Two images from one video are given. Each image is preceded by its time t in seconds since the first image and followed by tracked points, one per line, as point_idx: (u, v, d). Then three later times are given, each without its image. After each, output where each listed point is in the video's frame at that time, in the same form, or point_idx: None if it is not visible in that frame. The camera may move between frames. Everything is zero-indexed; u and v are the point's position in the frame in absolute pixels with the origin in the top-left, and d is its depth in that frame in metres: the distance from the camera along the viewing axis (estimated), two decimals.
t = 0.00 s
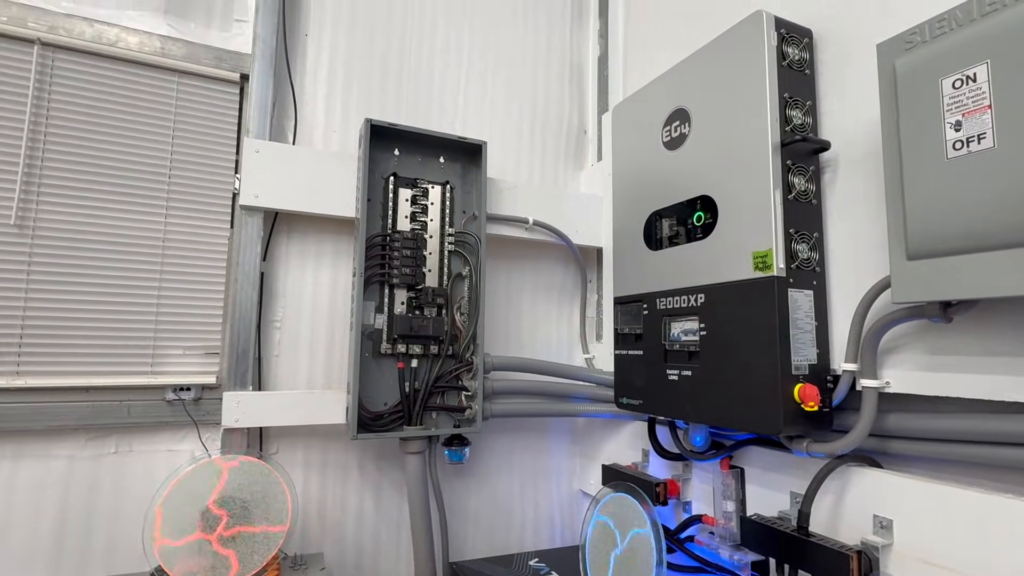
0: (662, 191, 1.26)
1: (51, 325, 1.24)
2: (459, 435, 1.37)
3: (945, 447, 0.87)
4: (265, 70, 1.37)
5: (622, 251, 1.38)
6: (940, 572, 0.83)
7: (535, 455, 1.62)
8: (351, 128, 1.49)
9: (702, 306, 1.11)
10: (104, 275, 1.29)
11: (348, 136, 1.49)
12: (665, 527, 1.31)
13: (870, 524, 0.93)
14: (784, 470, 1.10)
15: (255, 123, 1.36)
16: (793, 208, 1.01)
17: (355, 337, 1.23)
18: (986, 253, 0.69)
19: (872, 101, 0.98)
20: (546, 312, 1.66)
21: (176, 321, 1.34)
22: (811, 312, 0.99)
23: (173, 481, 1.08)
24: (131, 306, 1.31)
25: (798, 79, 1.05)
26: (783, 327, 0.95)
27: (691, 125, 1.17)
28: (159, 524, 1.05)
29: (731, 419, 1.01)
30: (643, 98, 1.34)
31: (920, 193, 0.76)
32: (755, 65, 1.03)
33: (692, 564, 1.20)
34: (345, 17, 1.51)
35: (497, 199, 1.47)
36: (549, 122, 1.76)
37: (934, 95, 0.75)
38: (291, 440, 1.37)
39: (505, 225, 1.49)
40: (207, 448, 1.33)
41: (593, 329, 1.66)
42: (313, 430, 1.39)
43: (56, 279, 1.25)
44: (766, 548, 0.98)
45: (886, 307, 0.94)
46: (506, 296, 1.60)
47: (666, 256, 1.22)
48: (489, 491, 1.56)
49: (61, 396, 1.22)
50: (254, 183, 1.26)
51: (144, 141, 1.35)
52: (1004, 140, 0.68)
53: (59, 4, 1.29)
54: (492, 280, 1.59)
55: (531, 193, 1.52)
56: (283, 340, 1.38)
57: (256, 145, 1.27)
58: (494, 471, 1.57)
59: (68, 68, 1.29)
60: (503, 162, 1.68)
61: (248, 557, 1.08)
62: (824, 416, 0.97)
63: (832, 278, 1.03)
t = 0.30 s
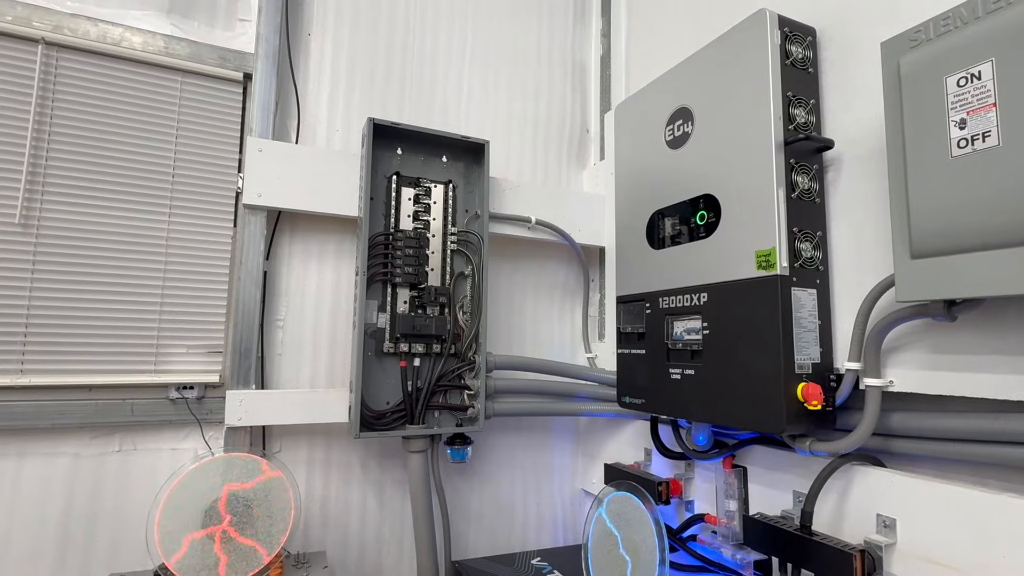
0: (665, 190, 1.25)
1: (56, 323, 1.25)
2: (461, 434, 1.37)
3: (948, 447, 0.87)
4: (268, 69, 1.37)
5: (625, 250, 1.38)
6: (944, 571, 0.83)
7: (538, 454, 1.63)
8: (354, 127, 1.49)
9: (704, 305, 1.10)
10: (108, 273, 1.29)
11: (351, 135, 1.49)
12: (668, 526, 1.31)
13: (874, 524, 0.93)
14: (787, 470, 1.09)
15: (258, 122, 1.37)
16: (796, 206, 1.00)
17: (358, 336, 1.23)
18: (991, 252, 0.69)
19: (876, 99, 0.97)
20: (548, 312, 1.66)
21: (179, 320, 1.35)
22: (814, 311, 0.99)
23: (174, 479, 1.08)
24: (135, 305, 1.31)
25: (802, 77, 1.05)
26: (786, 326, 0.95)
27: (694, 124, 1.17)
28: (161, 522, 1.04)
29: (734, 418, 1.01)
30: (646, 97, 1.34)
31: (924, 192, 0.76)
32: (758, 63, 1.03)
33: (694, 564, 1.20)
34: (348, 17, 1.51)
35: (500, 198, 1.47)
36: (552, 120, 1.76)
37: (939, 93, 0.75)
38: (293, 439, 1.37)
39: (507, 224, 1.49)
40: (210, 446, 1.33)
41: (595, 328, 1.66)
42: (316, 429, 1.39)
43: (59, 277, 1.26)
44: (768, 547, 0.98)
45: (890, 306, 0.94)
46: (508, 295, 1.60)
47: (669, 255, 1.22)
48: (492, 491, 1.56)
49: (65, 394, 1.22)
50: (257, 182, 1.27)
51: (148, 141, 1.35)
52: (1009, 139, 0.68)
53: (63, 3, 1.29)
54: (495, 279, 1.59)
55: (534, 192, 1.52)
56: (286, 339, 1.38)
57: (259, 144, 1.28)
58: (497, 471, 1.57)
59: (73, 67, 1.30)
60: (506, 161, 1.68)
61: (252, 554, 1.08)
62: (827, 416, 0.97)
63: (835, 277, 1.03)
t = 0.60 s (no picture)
0: (666, 190, 1.25)
1: (57, 323, 1.25)
2: (461, 434, 1.37)
3: (949, 448, 0.87)
4: (269, 70, 1.37)
5: (625, 250, 1.38)
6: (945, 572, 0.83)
7: (538, 455, 1.63)
8: (355, 127, 1.49)
9: (705, 306, 1.10)
10: (108, 272, 1.30)
11: (352, 135, 1.49)
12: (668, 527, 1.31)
13: (875, 525, 0.93)
14: (788, 470, 1.09)
15: (259, 122, 1.37)
16: (798, 207, 1.00)
17: (359, 336, 1.23)
18: (992, 254, 0.69)
19: (877, 101, 0.97)
20: (549, 312, 1.66)
21: (180, 319, 1.35)
22: (815, 312, 0.99)
23: (176, 479, 1.08)
24: (135, 304, 1.31)
25: (803, 78, 1.05)
26: (787, 327, 0.95)
27: (695, 125, 1.17)
28: (164, 520, 1.04)
29: (735, 418, 1.01)
30: (647, 97, 1.34)
31: (925, 193, 0.76)
32: (760, 63, 1.02)
33: (695, 564, 1.20)
34: (350, 17, 1.51)
35: (501, 198, 1.47)
36: (553, 120, 1.76)
37: (940, 94, 0.75)
38: (294, 438, 1.37)
39: (508, 224, 1.50)
40: (211, 446, 1.34)
41: (596, 328, 1.66)
42: (317, 429, 1.40)
43: (61, 277, 1.26)
44: (769, 547, 0.98)
45: (891, 308, 0.94)
46: (509, 295, 1.61)
47: (670, 255, 1.22)
48: (492, 491, 1.56)
49: (66, 393, 1.23)
50: (258, 182, 1.27)
51: (150, 141, 1.35)
52: (1010, 140, 0.67)
53: (65, 3, 1.29)
54: (496, 279, 1.59)
55: (535, 193, 1.53)
56: (287, 338, 1.38)
57: (260, 144, 1.28)
58: (497, 471, 1.57)
59: (74, 67, 1.30)
60: (507, 161, 1.68)
61: (253, 554, 1.08)
62: (828, 416, 0.97)
63: (836, 278, 1.03)
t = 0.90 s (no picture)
0: (666, 189, 1.25)
1: (56, 321, 1.25)
2: (461, 433, 1.37)
3: (949, 447, 0.87)
4: (269, 68, 1.37)
5: (626, 249, 1.38)
6: (944, 572, 0.83)
7: (538, 453, 1.63)
8: (355, 126, 1.49)
9: (705, 305, 1.10)
10: (108, 270, 1.29)
11: (353, 133, 1.49)
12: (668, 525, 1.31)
13: (874, 524, 0.93)
14: (788, 469, 1.09)
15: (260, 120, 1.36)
16: (798, 206, 1.00)
17: (359, 334, 1.23)
18: (992, 253, 0.69)
19: (878, 100, 0.97)
20: (549, 311, 1.66)
21: (180, 317, 1.35)
22: (815, 311, 0.99)
23: (176, 478, 1.08)
24: (135, 302, 1.31)
25: (804, 77, 1.05)
26: (787, 326, 0.95)
27: (696, 123, 1.17)
28: (164, 519, 1.05)
29: (735, 418, 1.01)
30: (647, 96, 1.34)
31: (926, 193, 0.76)
32: (761, 63, 1.02)
33: (694, 563, 1.20)
34: (350, 15, 1.51)
35: (501, 197, 1.47)
36: (554, 119, 1.76)
37: (941, 94, 0.75)
38: (294, 437, 1.37)
39: (508, 223, 1.50)
40: (211, 444, 1.34)
41: (596, 327, 1.66)
42: (317, 427, 1.40)
43: (61, 275, 1.26)
44: (768, 546, 0.98)
45: (892, 307, 0.94)
46: (509, 294, 1.60)
47: (670, 254, 1.22)
48: (492, 489, 1.56)
49: (66, 391, 1.22)
50: (258, 180, 1.27)
51: (150, 138, 1.35)
52: (1011, 139, 0.67)
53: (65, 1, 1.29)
54: (496, 277, 1.59)
55: (535, 192, 1.52)
56: (287, 337, 1.38)
57: (261, 142, 1.28)
58: (497, 470, 1.57)
59: (74, 65, 1.30)
60: (507, 160, 1.68)
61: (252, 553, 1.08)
62: (828, 416, 0.97)
63: (836, 278, 1.03)
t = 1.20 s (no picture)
0: (664, 184, 1.25)
1: (50, 314, 1.24)
2: (458, 428, 1.36)
3: (945, 442, 0.87)
4: (265, 60, 1.36)
5: (623, 244, 1.38)
6: (940, 567, 0.83)
7: (534, 449, 1.63)
8: (352, 119, 1.48)
9: (703, 300, 1.10)
10: (102, 264, 1.28)
11: (349, 126, 1.48)
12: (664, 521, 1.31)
13: (869, 519, 0.93)
14: (785, 465, 1.09)
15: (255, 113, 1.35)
16: (796, 201, 1.00)
17: (355, 329, 1.23)
18: (991, 248, 0.69)
19: (877, 94, 0.97)
20: (546, 306, 1.65)
21: (175, 312, 1.34)
22: (813, 306, 0.99)
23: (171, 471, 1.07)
24: (130, 296, 1.30)
25: (803, 71, 1.04)
26: (785, 321, 0.94)
27: (694, 118, 1.17)
28: (158, 514, 1.04)
29: (731, 413, 1.01)
30: (645, 90, 1.33)
31: (924, 187, 0.76)
32: (759, 56, 1.02)
33: (689, 558, 1.21)
34: (347, 7, 1.50)
35: (498, 192, 1.47)
36: (551, 114, 1.75)
37: (939, 88, 0.75)
38: (290, 432, 1.37)
39: (505, 218, 1.49)
40: (206, 439, 1.33)
41: (593, 323, 1.66)
42: (313, 422, 1.39)
43: (54, 269, 1.25)
44: (764, 542, 0.98)
45: (889, 302, 0.93)
46: (505, 289, 1.60)
47: (668, 249, 1.22)
48: (488, 485, 1.56)
49: (60, 385, 1.21)
50: (253, 173, 1.26)
51: (145, 131, 1.34)
52: (1010, 134, 0.67)
53: None
54: (493, 272, 1.59)
55: (532, 187, 1.52)
56: (283, 331, 1.38)
57: (256, 135, 1.26)
58: (494, 465, 1.57)
59: (66, 56, 1.28)
60: (505, 155, 1.67)
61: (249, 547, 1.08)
62: (825, 411, 0.97)
63: (834, 273, 1.03)
